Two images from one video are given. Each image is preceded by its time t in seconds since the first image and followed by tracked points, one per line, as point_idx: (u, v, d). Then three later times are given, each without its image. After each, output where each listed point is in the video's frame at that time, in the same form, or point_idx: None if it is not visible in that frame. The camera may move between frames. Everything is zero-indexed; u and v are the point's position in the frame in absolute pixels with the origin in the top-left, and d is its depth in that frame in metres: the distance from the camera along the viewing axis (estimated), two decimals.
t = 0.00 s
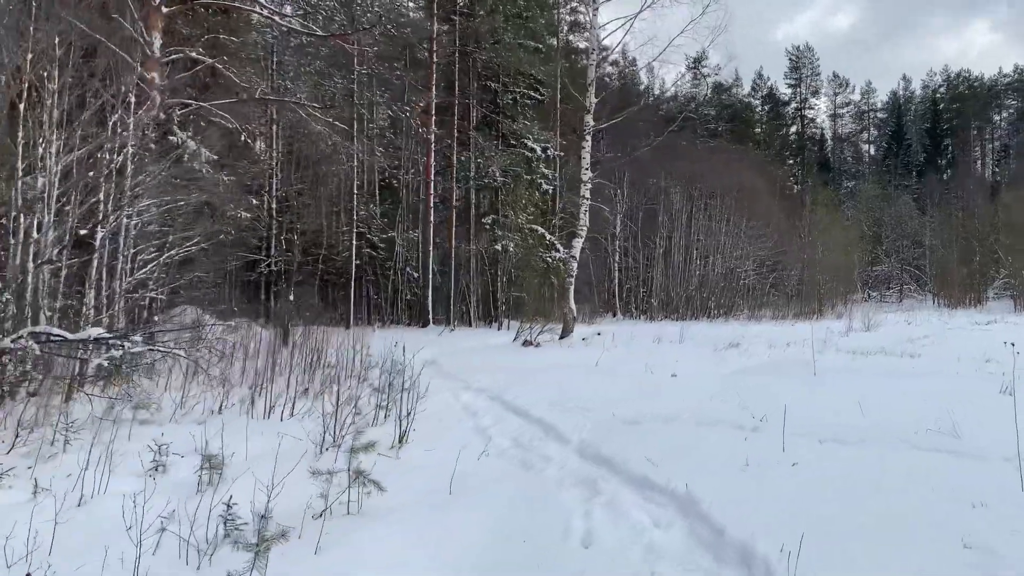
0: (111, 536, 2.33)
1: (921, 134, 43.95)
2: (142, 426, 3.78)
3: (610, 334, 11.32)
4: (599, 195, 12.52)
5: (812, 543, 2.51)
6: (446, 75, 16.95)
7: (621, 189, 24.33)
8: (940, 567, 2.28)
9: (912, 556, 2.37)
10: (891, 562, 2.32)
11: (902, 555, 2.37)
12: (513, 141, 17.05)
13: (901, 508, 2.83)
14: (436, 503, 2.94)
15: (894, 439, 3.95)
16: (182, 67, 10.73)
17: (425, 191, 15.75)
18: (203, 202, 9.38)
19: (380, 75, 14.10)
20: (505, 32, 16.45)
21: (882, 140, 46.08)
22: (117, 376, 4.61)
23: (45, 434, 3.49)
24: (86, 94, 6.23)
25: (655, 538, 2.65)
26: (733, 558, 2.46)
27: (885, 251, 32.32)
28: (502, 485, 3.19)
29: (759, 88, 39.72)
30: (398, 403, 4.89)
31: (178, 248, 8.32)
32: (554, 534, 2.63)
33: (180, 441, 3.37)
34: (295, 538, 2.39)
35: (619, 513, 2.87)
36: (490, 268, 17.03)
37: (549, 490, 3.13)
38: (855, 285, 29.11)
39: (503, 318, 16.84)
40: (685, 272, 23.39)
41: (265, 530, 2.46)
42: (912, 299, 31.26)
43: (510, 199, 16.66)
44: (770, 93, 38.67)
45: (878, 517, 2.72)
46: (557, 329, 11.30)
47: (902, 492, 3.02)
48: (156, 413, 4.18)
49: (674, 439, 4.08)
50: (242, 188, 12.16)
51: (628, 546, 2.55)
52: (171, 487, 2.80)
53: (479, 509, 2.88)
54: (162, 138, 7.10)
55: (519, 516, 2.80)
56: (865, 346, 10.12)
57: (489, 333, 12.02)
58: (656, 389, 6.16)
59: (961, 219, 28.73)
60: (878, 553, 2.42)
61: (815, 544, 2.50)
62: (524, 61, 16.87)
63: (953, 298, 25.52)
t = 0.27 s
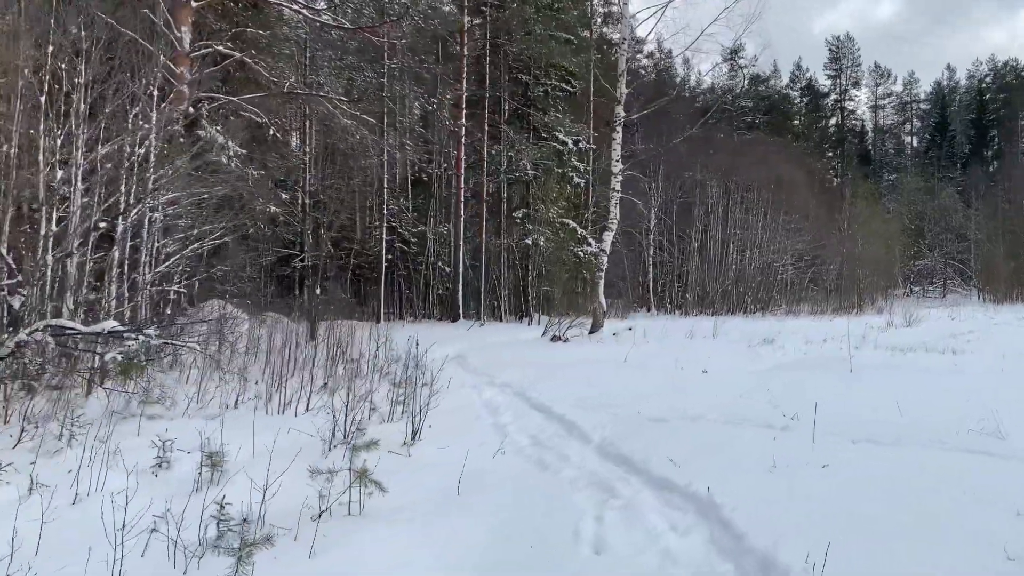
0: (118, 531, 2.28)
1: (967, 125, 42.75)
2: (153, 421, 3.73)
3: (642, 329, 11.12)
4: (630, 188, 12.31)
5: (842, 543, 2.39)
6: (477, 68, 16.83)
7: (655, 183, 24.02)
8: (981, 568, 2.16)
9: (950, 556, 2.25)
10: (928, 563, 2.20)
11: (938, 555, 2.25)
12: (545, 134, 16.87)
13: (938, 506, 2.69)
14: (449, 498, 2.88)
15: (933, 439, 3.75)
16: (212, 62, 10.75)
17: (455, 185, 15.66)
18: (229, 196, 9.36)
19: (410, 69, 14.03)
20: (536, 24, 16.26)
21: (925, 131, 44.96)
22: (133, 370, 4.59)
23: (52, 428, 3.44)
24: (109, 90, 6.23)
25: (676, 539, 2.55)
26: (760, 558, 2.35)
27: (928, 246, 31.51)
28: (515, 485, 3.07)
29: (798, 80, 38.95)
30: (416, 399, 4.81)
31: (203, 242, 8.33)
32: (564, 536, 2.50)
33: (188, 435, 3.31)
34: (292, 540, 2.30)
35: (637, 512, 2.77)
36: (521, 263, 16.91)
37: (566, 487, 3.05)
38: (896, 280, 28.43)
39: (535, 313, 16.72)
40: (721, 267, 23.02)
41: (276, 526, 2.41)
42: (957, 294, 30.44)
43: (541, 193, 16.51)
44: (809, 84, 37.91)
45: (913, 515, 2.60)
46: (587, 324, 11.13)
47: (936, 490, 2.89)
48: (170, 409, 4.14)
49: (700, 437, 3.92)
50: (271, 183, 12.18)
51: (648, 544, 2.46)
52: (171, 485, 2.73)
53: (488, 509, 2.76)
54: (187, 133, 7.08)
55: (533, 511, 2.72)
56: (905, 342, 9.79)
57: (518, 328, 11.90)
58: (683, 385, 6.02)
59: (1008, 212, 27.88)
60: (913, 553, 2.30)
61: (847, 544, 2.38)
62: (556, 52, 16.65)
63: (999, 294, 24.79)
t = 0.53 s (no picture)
0: (116, 527, 2.24)
1: (1013, 116, 41.56)
2: (161, 418, 3.67)
3: (673, 325, 10.90)
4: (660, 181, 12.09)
5: (861, 543, 2.29)
6: (507, 61, 16.67)
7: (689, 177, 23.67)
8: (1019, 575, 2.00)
9: (987, 561, 2.09)
10: (952, 563, 2.08)
11: (960, 553, 2.13)
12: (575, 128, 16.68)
13: (974, 509, 2.53)
14: (456, 497, 2.80)
15: (971, 441, 3.54)
16: (240, 56, 10.78)
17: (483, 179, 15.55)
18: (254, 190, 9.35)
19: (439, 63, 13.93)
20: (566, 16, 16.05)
21: (968, 123, 43.82)
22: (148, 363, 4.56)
23: (58, 424, 3.39)
24: (130, 84, 6.21)
25: (690, 541, 2.44)
26: (776, 562, 2.23)
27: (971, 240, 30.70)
28: (525, 488, 2.94)
29: (837, 71, 38.15)
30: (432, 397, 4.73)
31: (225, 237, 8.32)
32: (570, 543, 2.36)
33: (195, 434, 3.26)
34: (282, 544, 2.18)
35: (649, 514, 2.66)
36: (551, 257, 16.75)
37: (576, 489, 2.95)
38: (938, 275, 27.74)
39: (565, 308, 16.57)
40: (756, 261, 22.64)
41: (274, 523, 2.34)
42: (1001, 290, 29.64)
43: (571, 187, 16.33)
44: (848, 76, 37.11)
45: (937, 512, 2.48)
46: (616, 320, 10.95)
47: (973, 492, 2.72)
48: (181, 406, 4.08)
49: (723, 439, 3.76)
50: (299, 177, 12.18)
51: (660, 554, 2.31)
52: (167, 486, 2.64)
53: (493, 514, 2.63)
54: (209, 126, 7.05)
55: (541, 513, 2.63)
56: (945, 338, 9.45)
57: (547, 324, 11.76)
58: (708, 383, 5.87)
59: None
60: (948, 558, 2.14)
61: (865, 545, 2.28)
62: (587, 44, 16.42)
63: None
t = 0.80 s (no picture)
0: (103, 526, 2.18)
1: None
2: (164, 414, 3.60)
3: (701, 320, 10.67)
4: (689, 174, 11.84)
5: (882, 547, 2.16)
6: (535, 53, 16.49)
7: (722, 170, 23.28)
8: None
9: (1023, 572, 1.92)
10: (978, 567, 1.95)
11: (988, 556, 2.00)
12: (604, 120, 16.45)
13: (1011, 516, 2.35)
14: (461, 496, 2.71)
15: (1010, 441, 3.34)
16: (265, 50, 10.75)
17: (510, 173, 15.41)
18: (276, 184, 9.30)
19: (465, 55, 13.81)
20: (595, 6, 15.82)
21: (1012, 114, 42.65)
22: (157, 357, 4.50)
23: (59, 420, 3.33)
24: (148, 77, 6.18)
25: (700, 545, 2.33)
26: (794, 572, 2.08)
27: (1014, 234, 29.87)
28: (532, 489, 2.81)
29: (875, 61, 37.29)
30: (446, 393, 4.64)
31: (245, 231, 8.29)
32: (575, 550, 2.23)
33: (196, 429, 3.21)
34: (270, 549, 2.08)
35: (659, 516, 2.56)
36: (580, 251, 16.57)
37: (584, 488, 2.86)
38: (979, 269, 27.02)
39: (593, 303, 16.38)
40: (790, 256, 22.21)
41: (263, 526, 2.25)
42: None
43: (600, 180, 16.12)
44: (887, 66, 36.27)
45: (963, 513, 2.34)
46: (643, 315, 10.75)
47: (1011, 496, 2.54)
48: (187, 403, 4.01)
49: (746, 439, 3.60)
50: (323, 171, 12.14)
51: (670, 562, 2.17)
52: (160, 485, 2.55)
53: (498, 516, 2.51)
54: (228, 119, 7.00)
55: (549, 514, 2.52)
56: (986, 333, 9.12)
57: (573, 320, 11.60)
58: (733, 379, 5.73)
59: None
60: (982, 568, 1.98)
61: (891, 549, 2.13)
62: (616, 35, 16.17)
63: None
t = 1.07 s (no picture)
0: (80, 533, 2.09)
1: None
2: (166, 413, 3.51)
3: (730, 317, 10.42)
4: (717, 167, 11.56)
5: (909, 563, 2.00)
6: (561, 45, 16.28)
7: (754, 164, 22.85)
8: None
9: None
10: None
11: None
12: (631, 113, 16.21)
13: None
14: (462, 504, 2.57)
15: None
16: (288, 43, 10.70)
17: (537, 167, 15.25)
18: (296, 179, 9.22)
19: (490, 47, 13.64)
20: None
21: None
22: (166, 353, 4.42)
23: (58, 419, 3.25)
24: (165, 69, 6.13)
25: (711, 559, 2.18)
26: None
27: None
28: (538, 498, 2.67)
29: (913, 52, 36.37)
30: (459, 393, 4.51)
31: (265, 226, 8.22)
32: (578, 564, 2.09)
33: (194, 431, 3.11)
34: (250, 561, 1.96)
35: (669, 527, 2.42)
36: (607, 246, 16.34)
37: (592, 495, 2.72)
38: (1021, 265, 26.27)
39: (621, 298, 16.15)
40: (824, 250, 21.75)
41: (247, 536, 2.13)
42: None
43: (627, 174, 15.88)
44: (925, 57, 35.38)
45: (999, 526, 2.17)
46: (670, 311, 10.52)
47: None
48: (192, 400, 3.91)
49: (768, 442, 3.42)
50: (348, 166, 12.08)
51: None
52: (147, 491, 2.45)
53: (498, 528, 2.38)
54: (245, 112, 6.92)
55: (553, 524, 2.38)
56: None
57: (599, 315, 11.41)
58: (759, 378, 5.54)
59: None
60: None
61: (918, 566, 1.99)
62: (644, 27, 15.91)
63: None
